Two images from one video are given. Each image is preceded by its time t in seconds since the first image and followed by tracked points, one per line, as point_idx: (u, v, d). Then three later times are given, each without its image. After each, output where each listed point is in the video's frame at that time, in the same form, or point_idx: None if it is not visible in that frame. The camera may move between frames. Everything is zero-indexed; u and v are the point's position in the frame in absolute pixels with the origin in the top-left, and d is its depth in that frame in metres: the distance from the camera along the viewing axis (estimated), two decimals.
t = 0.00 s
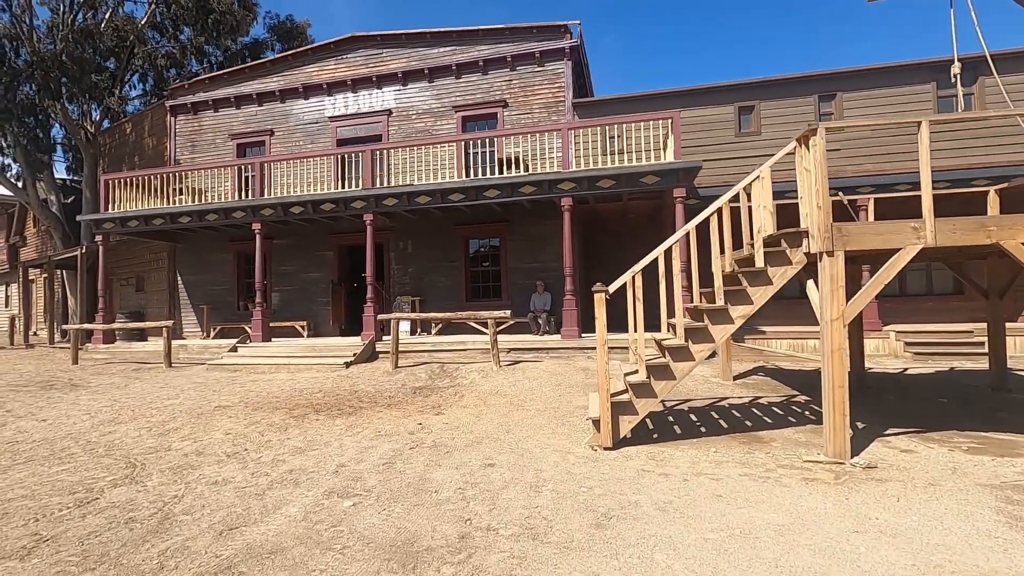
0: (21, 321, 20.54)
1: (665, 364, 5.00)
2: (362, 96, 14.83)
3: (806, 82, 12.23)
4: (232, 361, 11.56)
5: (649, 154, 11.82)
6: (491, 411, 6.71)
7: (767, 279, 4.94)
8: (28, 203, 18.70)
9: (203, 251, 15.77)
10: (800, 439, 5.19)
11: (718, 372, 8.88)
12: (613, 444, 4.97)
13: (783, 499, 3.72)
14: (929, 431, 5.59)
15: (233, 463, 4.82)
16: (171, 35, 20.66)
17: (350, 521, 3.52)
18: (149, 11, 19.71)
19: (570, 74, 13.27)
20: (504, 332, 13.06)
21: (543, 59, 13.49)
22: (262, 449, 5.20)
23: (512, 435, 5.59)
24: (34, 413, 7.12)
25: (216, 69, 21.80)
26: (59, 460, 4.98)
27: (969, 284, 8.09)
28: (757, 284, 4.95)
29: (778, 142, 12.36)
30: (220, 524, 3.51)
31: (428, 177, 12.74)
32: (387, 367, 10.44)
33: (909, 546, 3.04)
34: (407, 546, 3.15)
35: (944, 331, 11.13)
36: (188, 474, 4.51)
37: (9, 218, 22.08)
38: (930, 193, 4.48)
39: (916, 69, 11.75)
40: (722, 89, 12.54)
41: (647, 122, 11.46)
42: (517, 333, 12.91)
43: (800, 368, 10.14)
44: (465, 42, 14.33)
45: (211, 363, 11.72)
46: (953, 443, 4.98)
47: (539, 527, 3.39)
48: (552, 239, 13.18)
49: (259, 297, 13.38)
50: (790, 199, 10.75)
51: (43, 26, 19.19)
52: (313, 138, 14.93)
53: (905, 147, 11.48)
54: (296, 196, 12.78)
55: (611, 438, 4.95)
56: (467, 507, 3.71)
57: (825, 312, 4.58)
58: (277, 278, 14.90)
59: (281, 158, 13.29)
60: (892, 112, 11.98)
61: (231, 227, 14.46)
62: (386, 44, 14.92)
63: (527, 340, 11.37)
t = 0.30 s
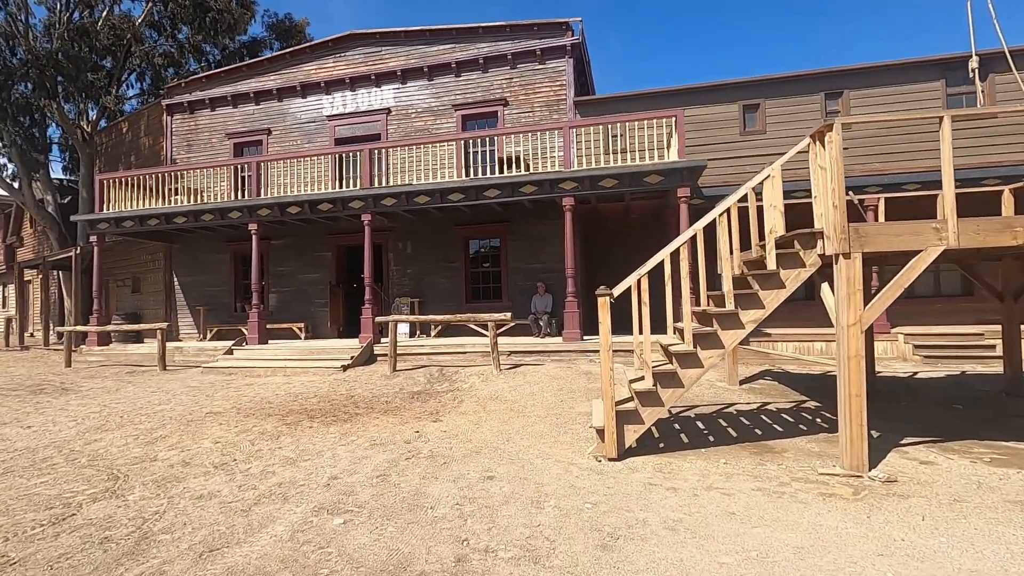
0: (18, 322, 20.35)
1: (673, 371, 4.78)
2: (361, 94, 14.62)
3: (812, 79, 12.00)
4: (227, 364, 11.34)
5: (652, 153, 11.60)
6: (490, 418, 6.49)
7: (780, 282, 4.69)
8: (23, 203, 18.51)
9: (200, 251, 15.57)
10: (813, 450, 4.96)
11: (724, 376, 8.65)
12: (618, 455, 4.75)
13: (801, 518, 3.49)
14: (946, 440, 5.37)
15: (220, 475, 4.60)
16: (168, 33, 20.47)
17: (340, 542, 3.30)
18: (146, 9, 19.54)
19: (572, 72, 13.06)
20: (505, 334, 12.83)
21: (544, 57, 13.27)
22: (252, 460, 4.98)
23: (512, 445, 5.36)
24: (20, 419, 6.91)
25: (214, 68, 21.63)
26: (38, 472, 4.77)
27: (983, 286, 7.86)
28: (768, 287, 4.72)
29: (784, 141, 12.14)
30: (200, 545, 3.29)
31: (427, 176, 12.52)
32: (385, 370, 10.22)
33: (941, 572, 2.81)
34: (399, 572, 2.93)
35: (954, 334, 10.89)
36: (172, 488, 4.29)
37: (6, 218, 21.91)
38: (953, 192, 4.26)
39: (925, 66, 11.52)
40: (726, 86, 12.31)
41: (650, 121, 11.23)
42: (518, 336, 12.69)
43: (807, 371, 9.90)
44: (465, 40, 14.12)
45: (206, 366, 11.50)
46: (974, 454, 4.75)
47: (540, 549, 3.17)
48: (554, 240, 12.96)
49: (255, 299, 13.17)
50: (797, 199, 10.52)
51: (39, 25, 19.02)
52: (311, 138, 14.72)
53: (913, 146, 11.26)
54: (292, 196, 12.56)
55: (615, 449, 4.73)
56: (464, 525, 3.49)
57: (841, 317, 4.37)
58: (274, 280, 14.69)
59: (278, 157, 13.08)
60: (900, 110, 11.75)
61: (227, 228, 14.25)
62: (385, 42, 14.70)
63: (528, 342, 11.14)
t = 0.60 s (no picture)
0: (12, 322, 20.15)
1: (679, 373, 4.58)
2: (358, 91, 14.41)
3: (817, 74, 11.80)
4: (222, 364, 11.14)
5: (655, 149, 11.39)
6: (489, 421, 6.29)
7: (790, 280, 4.51)
8: (17, 201, 18.30)
9: (196, 250, 15.36)
10: (825, 455, 4.77)
11: (729, 377, 8.45)
12: (622, 460, 4.56)
13: (817, 530, 3.30)
14: (962, 445, 5.17)
15: (206, 482, 4.40)
16: (164, 30, 20.25)
17: (328, 556, 3.10)
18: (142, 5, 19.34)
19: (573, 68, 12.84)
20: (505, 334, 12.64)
21: (544, 53, 13.06)
22: (241, 465, 4.79)
23: (512, 449, 5.17)
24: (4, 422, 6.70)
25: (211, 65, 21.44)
26: (17, 478, 4.57)
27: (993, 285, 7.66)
28: (778, 286, 4.53)
29: (788, 138, 11.94)
30: (180, 559, 3.10)
31: (425, 173, 12.32)
32: (382, 371, 10.03)
33: None
34: None
35: (961, 334, 10.69)
36: (155, 496, 4.09)
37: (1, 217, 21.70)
38: (973, 186, 4.07)
39: (931, 61, 11.31)
40: (730, 82, 12.11)
41: (653, 117, 11.03)
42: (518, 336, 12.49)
43: (812, 372, 9.70)
44: (463, 35, 13.92)
45: (200, 366, 11.30)
46: (992, 460, 4.56)
47: (541, 564, 2.97)
48: (554, 238, 12.76)
49: (251, 298, 12.96)
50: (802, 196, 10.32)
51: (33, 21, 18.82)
52: (307, 134, 14.51)
53: (919, 143, 11.07)
54: (288, 193, 12.35)
55: (619, 454, 4.54)
56: (460, 537, 3.30)
57: (855, 317, 4.18)
58: (271, 278, 14.49)
59: (274, 154, 12.88)
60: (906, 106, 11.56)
61: (223, 226, 14.05)
62: (382, 37, 14.49)
63: (527, 342, 10.94)
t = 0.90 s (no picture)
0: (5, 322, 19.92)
1: (684, 374, 4.35)
2: (354, 87, 14.19)
3: (820, 69, 11.59)
4: (214, 365, 10.91)
5: (655, 145, 11.17)
6: (486, 423, 6.06)
7: (800, 276, 4.28)
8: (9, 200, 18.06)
9: (189, 249, 15.13)
10: (836, 459, 4.55)
11: (733, 378, 8.23)
12: (624, 466, 4.34)
13: (835, 543, 3.07)
14: (978, 448, 4.95)
15: (186, 489, 4.17)
16: (159, 26, 20.01)
17: (308, 572, 2.88)
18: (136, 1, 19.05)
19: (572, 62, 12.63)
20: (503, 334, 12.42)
21: (543, 47, 12.84)
22: (224, 471, 4.56)
23: (509, 453, 4.95)
24: None
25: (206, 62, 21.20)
26: None
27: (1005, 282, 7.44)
28: (788, 283, 4.31)
29: (791, 134, 11.73)
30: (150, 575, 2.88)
31: (422, 170, 12.09)
32: (377, 371, 9.80)
33: None
34: None
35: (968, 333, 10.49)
36: (131, 505, 3.87)
37: None
38: (995, 176, 3.86)
39: (937, 55, 11.09)
40: (732, 77, 11.90)
41: (654, 112, 10.80)
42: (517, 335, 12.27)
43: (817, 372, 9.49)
44: (461, 30, 13.70)
45: (192, 367, 11.06)
46: (1013, 465, 4.34)
47: None
48: (553, 236, 12.55)
49: (244, 297, 12.73)
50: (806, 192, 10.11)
51: (25, 17, 18.55)
52: (302, 131, 14.28)
53: (925, 139, 10.87)
54: (282, 190, 12.11)
55: (621, 459, 4.33)
56: (451, 551, 3.07)
57: (870, 315, 3.97)
58: (265, 278, 14.26)
59: (267, 150, 12.65)
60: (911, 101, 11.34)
61: (216, 224, 13.81)
62: (378, 32, 14.26)
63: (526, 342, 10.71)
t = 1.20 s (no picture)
0: None
1: (694, 382, 4.09)
2: (350, 85, 13.94)
3: (827, 65, 11.35)
4: (206, 368, 10.63)
5: (658, 143, 10.92)
6: (484, 432, 5.80)
7: (819, 277, 4.02)
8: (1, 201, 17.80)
9: (184, 250, 14.86)
10: (856, 472, 4.29)
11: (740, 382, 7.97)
12: (631, 480, 4.08)
13: (866, 569, 2.80)
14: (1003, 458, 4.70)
15: (164, 506, 3.91)
16: (154, 25, 19.75)
17: None
18: None
19: (573, 59, 12.39)
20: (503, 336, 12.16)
21: (543, 44, 12.59)
22: (206, 486, 4.29)
23: (509, 465, 4.68)
24: None
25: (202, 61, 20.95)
26: None
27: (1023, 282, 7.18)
28: (805, 284, 4.04)
29: (796, 132, 11.47)
30: None
31: (419, 169, 11.83)
32: (373, 376, 9.53)
33: None
34: None
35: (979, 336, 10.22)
36: (102, 524, 3.60)
37: None
38: None
39: (946, 51, 10.85)
40: (736, 74, 11.64)
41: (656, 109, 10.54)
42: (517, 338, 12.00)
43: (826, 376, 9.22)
44: (459, 26, 13.45)
45: (183, 371, 10.78)
46: None
47: None
48: (553, 236, 12.29)
49: (238, 299, 12.45)
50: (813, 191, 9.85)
51: (18, 16, 18.34)
52: (298, 130, 14.02)
53: (933, 136, 10.63)
54: (276, 190, 11.84)
55: (628, 472, 4.07)
56: None
57: (895, 319, 3.71)
58: (260, 279, 13.99)
59: (262, 149, 12.38)
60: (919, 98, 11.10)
61: (210, 224, 13.54)
62: (375, 29, 14.01)
63: (526, 344, 10.44)
